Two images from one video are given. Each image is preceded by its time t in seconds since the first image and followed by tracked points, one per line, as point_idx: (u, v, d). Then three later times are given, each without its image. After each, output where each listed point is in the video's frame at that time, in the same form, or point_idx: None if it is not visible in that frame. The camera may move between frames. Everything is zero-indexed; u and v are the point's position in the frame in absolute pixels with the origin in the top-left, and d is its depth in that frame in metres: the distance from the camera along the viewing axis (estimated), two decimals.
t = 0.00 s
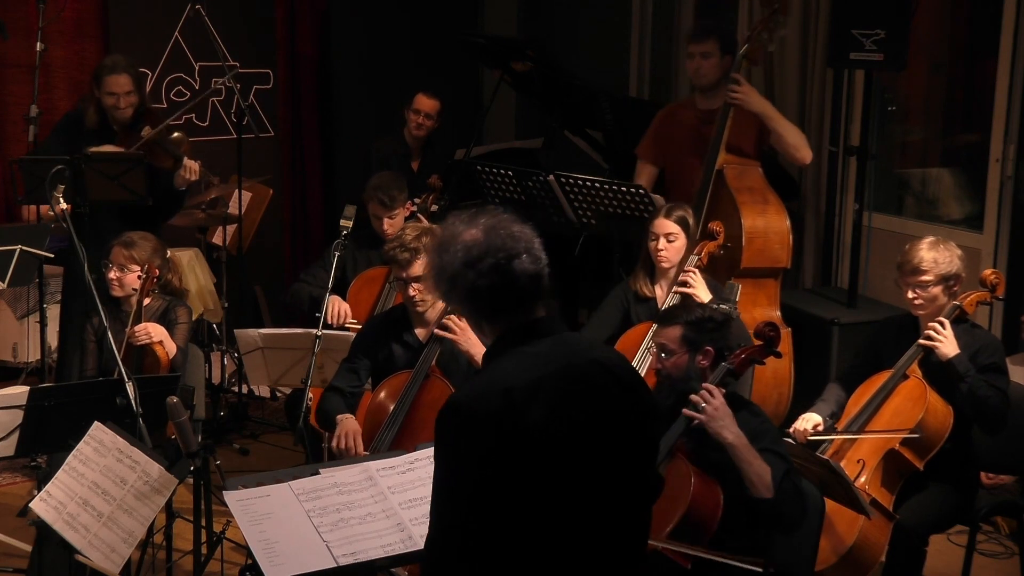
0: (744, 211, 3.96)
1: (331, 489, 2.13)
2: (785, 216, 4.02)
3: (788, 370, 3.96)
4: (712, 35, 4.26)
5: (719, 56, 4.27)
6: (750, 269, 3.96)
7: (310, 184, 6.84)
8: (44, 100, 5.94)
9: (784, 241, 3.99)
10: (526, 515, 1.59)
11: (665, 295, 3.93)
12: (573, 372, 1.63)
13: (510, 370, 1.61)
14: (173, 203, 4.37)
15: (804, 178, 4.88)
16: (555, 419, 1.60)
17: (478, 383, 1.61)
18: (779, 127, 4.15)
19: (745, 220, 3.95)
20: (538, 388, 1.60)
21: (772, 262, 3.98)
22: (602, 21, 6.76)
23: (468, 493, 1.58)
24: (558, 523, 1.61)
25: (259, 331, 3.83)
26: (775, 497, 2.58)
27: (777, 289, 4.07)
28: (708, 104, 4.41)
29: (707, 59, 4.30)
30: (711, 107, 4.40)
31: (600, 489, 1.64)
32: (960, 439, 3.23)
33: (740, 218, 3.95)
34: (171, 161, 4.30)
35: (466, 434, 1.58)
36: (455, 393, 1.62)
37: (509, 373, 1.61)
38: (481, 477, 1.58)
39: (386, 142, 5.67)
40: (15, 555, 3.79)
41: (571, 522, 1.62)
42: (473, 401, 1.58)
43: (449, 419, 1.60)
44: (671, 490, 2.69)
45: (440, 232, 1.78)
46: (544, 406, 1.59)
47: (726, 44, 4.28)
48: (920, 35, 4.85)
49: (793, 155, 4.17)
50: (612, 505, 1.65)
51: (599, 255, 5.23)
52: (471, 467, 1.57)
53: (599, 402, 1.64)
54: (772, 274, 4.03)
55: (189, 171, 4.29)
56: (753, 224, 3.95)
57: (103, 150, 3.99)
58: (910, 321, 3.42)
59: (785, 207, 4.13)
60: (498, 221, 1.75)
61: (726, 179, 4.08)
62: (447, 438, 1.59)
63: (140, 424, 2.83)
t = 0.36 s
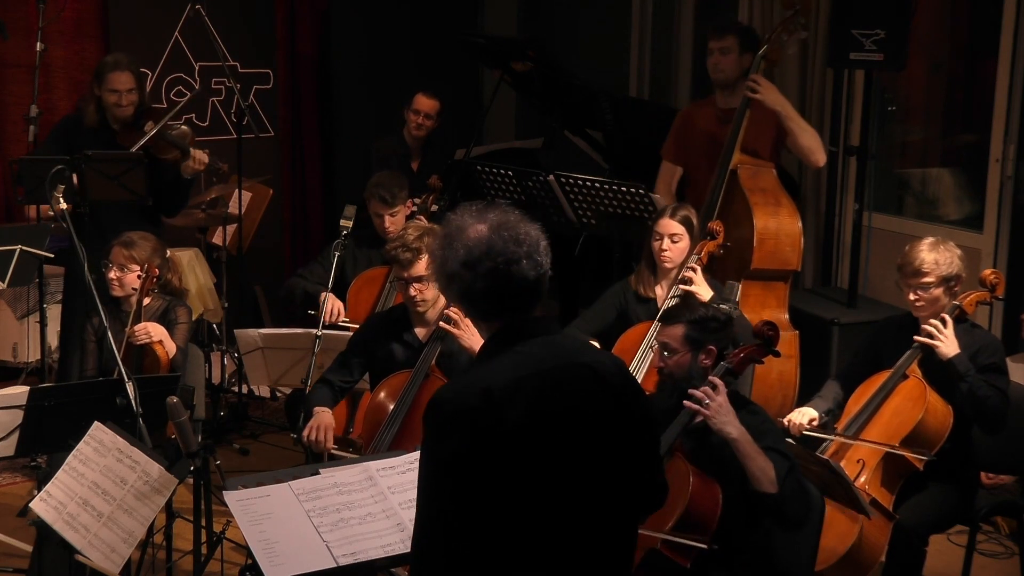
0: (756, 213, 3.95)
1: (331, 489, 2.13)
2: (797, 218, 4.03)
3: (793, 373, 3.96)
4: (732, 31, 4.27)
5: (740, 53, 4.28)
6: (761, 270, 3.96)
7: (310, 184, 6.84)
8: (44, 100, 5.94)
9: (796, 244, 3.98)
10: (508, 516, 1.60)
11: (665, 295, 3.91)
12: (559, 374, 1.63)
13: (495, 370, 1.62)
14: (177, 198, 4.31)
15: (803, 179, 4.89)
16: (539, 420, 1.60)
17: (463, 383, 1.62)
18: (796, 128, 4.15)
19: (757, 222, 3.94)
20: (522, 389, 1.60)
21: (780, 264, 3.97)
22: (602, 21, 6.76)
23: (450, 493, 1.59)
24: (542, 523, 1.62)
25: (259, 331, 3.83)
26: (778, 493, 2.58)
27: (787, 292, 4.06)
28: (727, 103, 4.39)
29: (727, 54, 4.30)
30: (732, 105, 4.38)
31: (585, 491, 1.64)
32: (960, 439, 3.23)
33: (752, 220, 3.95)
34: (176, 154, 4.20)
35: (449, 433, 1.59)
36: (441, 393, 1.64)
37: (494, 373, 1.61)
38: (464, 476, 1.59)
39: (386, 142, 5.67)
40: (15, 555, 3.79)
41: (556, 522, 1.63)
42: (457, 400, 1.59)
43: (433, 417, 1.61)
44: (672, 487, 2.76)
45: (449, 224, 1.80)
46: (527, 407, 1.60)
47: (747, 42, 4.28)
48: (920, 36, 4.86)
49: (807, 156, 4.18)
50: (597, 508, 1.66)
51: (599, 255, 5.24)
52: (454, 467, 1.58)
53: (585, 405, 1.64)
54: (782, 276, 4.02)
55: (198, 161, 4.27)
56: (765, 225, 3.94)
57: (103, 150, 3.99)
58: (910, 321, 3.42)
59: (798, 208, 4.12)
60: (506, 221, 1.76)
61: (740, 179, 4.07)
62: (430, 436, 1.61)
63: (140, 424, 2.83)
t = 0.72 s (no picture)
0: (755, 212, 3.96)
1: (331, 489, 2.13)
2: (798, 217, 4.02)
3: (791, 374, 3.95)
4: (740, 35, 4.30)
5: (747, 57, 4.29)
6: (760, 269, 3.96)
7: (310, 184, 6.84)
8: (44, 100, 5.94)
9: (795, 244, 3.98)
10: (507, 515, 1.60)
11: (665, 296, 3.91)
12: (555, 371, 1.63)
13: (490, 369, 1.62)
14: (181, 188, 4.30)
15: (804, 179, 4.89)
16: (535, 418, 1.60)
17: (459, 382, 1.61)
18: (796, 128, 4.15)
19: (757, 220, 3.95)
20: (519, 387, 1.60)
21: (780, 264, 3.97)
22: (602, 22, 6.77)
23: (448, 492, 1.58)
24: (539, 522, 1.61)
25: (259, 331, 3.83)
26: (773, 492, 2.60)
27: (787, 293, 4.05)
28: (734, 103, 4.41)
29: (734, 60, 4.29)
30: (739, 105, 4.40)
31: (582, 489, 1.64)
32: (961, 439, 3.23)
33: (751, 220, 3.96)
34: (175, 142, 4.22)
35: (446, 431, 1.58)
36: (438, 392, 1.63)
37: (491, 372, 1.61)
38: (462, 475, 1.58)
39: (386, 142, 5.66)
40: (15, 555, 3.79)
41: (554, 521, 1.62)
42: (454, 399, 1.59)
43: (430, 416, 1.60)
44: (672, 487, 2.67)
45: (451, 230, 1.82)
46: (523, 406, 1.60)
47: (754, 45, 4.30)
48: (920, 36, 4.86)
49: (807, 155, 4.17)
50: (595, 506, 1.66)
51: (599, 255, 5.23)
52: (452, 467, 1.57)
53: (581, 402, 1.64)
54: (782, 277, 4.01)
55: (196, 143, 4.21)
56: (765, 223, 3.95)
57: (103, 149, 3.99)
58: (910, 322, 3.42)
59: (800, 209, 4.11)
60: (505, 226, 1.77)
61: (741, 179, 4.06)
62: (427, 435, 1.60)
63: (140, 424, 2.82)
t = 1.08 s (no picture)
0: (750, 212, 3.95)
1: (331, 489, 2.13)
2: (793, 217, 4.00)
3: (788, 373, 3.96)
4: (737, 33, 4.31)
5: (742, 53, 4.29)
6: (755, 269, 3.96)
7: (310, 184, 6.84)
8: (44, 99, 5.94)
9: (791, 244, 3.97)
10: (523, 507, 1.65)
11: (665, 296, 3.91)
12: (563, 364, 1.69)
13: (500, 363, 1.67)
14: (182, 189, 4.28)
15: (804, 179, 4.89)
16: (544, 412, 1.65)
17: (470, 377, 1.68)
18: (789, 130, 4.13)
19: (752, 220, 3.93)
20: (528, 380, 1.66)
21: (777, 263, 3.96)
22: (602, 22, 6.77)
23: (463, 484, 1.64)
24: (551, 513, 1.67)
25: (259, 331, 3.83)
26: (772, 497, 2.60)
27: (784, 292, 4.05)
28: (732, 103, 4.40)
29: (729, 54, 4.31)
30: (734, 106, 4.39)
31: (595, 480, 1.69)
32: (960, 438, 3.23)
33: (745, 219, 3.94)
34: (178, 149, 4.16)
35: (459, 425, 1.64)
36: (450, 389, 1.69)
37: (500, 366, 1.67)
38: (475, 468, 1.64)
39: (386, 142, 5.66)
40: (15, 555, 3.79)
41: (565, 512, 1.67)
42: (465, 393, 1.65)
43: (442, 411, 1.67)
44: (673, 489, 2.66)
45: (441, 243, 1.90)
46: (532, 398, 1.65)
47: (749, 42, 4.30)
48: (920, 36, 4.85)
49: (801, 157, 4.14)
50: (607, 496, 1.70)
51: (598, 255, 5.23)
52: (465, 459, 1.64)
53: (589, 393, 1.69)
54: (778, 276, 4.02)
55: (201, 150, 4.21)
56: (760, 223, 3.93)
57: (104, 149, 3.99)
58: (910, 321, 3.42)
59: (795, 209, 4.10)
60: (488, 232, 1.85)
61: (738, 176, 4.09)
62: (441, 430, 1.66)
63: (140, 423, 2.82)
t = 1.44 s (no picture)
0: (741, 212, 3.95)
1: (331, 489, 2.13)
2: (784, 216, 4.01)
3: (785, 372, 3.96)
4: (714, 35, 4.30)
5: (721, 57, 4.29)
6: (749, 269, 3.96)
7: (310, 184, 6.84)
8: (44, 100, 5.94)
9: (782, 242, 3.98)
10: (547, 511, 1.60)
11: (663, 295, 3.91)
12: (587, 362, 1.64)
13: (521, 363, 1.63)
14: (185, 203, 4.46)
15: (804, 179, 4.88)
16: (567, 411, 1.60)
17: (491, 377, 1.63)
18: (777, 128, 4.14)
19: (743, 220, 3.94)
20: (551, 379, 1.61)
21: (770, 263, 3.96)
22: (601, 22, 6.77)
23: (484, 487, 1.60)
24: (575, 517, 1.61)
25: (259, 331, 3.83)
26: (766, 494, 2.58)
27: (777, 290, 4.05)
28: (715, 104, 4.40)
29: (710, 60, 4.30)
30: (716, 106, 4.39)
31: (620, 482, 1.63)
32: (960, 438, 3.23)
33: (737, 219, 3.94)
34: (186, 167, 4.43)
35: (477, 426, 1.60)
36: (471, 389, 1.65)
37: (522, 365, 1.63)
38: (495, 470, 1.59)
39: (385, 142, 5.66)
40: (15, 555, 3.79)
41: (590, 516, 1.62)
42: (486, 394, 1.61)
43: (464, 413, 1.63)
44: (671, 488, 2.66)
45: (467, 234, 1.85)
46: (556, 396, 1.60)
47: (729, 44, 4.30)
48: (920, 35, 4.86)
49: (790, 152, 4.16)
50: (632, 499, 1.65)
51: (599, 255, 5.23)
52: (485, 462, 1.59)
53: (615, 392, 1.64)
54: (771, 275, 4.01)
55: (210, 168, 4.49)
56: (751, 223, 3.94)
57: (104, 150, 4.00)
58: (909, 321, 3.42)
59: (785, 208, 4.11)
60: (520, 225, 1.81)
61: (725, 178, 4.09)
62: (460, 432, 1.62)
63: (140, 424, 2.82)
